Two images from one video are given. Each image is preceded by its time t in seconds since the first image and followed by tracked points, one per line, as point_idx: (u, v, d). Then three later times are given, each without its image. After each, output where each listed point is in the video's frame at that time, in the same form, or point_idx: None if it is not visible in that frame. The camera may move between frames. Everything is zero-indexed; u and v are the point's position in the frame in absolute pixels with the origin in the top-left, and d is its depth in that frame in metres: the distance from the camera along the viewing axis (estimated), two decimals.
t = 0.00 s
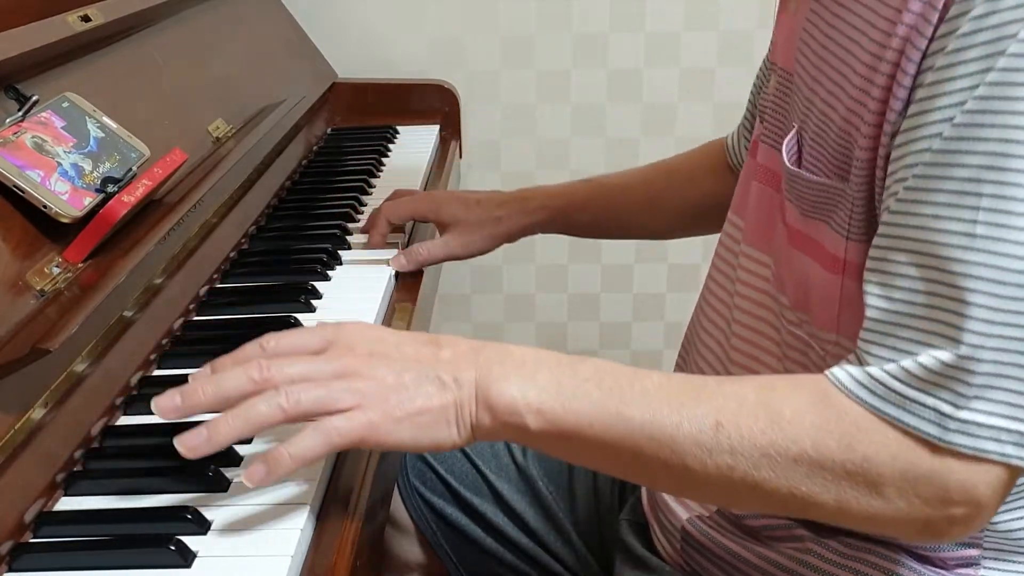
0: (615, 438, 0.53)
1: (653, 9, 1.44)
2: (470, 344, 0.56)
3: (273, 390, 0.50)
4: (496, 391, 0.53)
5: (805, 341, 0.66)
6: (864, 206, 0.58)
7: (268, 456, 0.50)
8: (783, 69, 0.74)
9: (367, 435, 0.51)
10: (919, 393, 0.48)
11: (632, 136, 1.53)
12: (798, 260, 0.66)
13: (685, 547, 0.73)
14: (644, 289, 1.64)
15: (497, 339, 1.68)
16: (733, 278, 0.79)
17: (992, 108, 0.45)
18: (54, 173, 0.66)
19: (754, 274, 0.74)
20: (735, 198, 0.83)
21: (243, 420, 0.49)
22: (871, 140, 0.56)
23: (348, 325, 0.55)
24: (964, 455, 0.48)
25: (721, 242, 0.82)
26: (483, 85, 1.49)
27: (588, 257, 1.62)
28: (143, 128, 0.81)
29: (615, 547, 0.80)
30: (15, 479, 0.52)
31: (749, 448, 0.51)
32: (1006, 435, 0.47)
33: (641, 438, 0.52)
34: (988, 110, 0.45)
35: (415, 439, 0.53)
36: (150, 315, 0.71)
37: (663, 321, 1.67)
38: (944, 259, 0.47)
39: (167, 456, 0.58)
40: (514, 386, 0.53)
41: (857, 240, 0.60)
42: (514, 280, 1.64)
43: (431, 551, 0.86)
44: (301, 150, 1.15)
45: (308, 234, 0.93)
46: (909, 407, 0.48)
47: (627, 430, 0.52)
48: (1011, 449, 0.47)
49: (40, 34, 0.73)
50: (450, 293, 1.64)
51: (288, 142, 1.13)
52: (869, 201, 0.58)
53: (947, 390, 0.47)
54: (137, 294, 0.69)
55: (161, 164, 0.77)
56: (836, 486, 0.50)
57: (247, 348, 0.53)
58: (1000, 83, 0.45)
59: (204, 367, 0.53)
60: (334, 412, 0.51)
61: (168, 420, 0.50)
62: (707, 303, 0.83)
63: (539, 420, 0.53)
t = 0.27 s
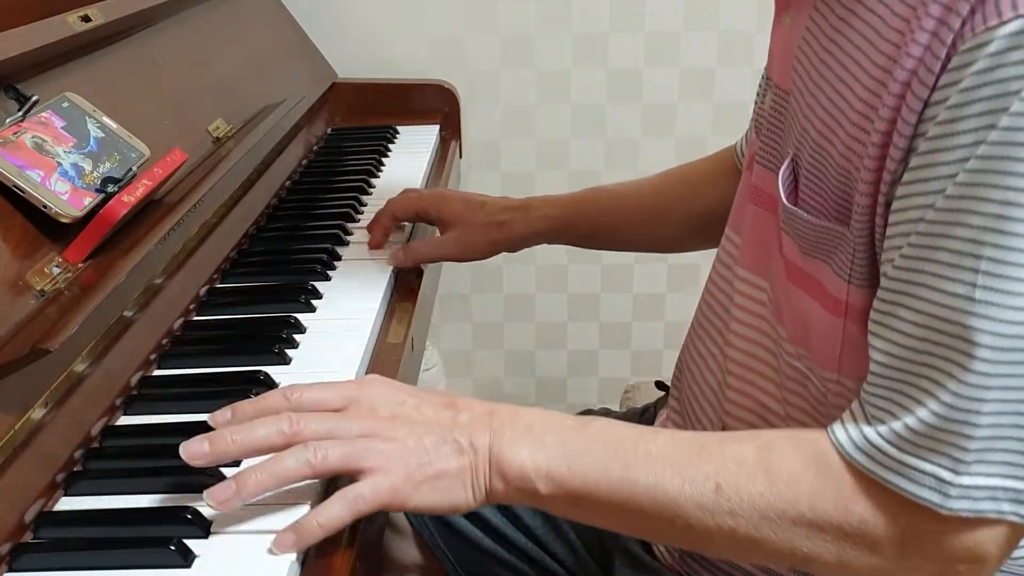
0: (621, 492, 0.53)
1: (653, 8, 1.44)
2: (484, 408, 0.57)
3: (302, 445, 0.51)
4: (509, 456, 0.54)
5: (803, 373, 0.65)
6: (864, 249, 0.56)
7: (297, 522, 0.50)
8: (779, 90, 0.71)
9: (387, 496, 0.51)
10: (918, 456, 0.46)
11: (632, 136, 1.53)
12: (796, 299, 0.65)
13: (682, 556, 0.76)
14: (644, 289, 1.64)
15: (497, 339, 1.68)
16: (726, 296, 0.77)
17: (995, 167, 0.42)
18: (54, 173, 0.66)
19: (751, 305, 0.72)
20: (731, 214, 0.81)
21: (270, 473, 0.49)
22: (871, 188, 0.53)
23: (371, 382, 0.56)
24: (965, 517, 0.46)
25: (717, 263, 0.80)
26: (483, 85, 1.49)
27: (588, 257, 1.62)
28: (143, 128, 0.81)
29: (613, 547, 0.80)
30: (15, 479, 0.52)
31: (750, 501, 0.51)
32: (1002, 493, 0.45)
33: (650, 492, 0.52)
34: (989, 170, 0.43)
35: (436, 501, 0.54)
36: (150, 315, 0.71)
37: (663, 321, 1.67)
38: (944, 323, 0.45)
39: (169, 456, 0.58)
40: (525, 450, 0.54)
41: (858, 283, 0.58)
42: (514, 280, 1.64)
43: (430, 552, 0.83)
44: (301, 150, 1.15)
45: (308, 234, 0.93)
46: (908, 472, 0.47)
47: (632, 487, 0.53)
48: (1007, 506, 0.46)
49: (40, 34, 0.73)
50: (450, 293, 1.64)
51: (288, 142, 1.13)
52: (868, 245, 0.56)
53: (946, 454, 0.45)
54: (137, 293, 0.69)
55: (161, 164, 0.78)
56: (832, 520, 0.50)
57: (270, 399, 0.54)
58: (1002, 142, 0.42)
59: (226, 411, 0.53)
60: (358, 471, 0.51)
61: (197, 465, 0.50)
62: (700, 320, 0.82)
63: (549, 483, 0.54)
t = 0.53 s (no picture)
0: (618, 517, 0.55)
1: (653, 8, 1.44)
2: (492, 429, 0.59)
3: (309, 463, 0.52)
4: (512, 482, 0.56)
5: (802, 408, 0.64)
6: (865, 287, 0.55)
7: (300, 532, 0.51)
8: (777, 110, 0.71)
9: (398, 516, 0.53)
10: (915, 506, 0.47)
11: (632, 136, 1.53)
12: (794, 333, 0.64)
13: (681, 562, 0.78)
14: (644, 289, 1.64)
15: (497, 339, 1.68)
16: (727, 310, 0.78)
17: (988, 224, 0.42)
18: (54, 173, 0.66)
19: (750, 333, 0.72)
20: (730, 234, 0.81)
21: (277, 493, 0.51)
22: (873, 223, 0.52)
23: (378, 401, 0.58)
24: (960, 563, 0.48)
25: (717, 281, 0.81)
26: (483, 85, 1.49)
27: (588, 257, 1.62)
28: (143, 128, 0.81)
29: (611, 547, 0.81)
30: (15, 479, 0.52)
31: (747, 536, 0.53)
32: (995, 537, 0.47)
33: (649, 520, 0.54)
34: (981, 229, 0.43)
35: (439, 522, 0.55)
36: (150, 315, 0.71)
37: (663, 321, 1.67)
38: (939, 378, 0.45)
39: (168, 455, 0.58)
40: (527, 476, 0.56)
41: (860, 322, 0.57)
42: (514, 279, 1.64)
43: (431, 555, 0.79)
44: (301, 150, 1.15)
45: (308, 234, 0.93)
46: (906, 522, 0.48)
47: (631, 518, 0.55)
48: (999, 549, 0.47)
49: (40, 34, 0.73)
50: (450, 293, 1.64)
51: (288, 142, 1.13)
52: (869, 283, 0.55)
53: (942, 505, 0.46)
54: (137, 293, 0.69)
55: (161, 164, 0.78)
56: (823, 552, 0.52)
57: (280, 416, 0.55)
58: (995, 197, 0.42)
59: (235, 429, 0.55)
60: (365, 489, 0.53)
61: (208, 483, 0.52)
62: (704, 342, 0.83)
63: (551, 510, 0.56)
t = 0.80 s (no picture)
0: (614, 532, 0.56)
1: (653, 8, 1.44)
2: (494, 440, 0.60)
3: (315, 470, 0.53)
4: (511, 495, 0.57)
5: (793, 428, 0.64)
6: (847, 312, 0.55)
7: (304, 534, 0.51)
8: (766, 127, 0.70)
9: (400, 526, 0.54)
10: (897, 541, 0.48)
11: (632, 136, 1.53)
12: (781, 354, 0.64)
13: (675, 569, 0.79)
14: (644, 289, 1.64)
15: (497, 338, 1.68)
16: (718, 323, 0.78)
17: (959, 264, 0.43)
18: (54, 173, 0.66)
19: (741, 351, 0.72)
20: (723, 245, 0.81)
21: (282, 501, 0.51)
22: (853, 248, 0.52)
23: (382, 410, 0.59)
24: None
25: (711, 298, 0.81)
26: (484, 85, 1.49)
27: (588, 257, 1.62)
28: (143, 128, 0.81)
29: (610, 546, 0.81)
30: (15, 479, 0.52)
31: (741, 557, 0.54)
32: (971, 561, 0.49)
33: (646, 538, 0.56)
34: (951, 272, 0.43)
35: (439, 532, 0.56)
36: (150, 315, 0.71)
37: (663, 321, 1.67)
38: (918, 417, 0.46)
39: (169, 454, 0.58)
40: (527, 491, 0.58)
41: (844, 346, 0.57)
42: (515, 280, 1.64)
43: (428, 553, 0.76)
44: (301, 150, 1.15)
45: (308, 234, 0.93)
46: (890, 557, 0.49)
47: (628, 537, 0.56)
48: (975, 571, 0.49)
49: (40, 34, 0.73)
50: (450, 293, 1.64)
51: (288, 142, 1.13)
52: (851, 307, 0.55)
53: (923, 539, 0.47)
54: (137, 293, 0.69)
55: (161, 164, 0.78)
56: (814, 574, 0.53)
57: (286, 422, 0.55)
58: (965, 239, 0.43)
59: (241, 435, 0.55)
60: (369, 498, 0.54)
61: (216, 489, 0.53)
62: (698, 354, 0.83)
63: (550, 525, 0.58)
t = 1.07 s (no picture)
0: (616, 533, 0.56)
1: (653, 8, 1.44)
2: (495, 439, 0.60)
3: (315, 475, 0.53)
4: (512, 496, 0.58)
5: (790, 428, 0.64)
6: (846, 311, 0.55)
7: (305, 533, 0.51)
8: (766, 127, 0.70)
9: (401, 526, 0.54)
10: (891, 542, 0.48)
11: (632, 135, 1.53)
12: (779, 355, 0.64)
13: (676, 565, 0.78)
14: (644, 289, 1.64)
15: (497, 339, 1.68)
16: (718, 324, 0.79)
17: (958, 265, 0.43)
18: (54, 173, 0.66)
19: (739, 348, 0.72)
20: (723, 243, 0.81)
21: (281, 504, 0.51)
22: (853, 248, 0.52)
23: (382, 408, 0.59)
24: None
25: (710, 298, 0.81)
26: (484, 85, 1.49)
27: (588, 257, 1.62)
28: (143, 128, 0.81)
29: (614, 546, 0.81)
30: (15, 479, 0.52)
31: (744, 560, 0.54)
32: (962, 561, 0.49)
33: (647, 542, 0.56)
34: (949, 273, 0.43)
35: (439, 530, 0.56)
36: (149, 316, 0.71)
37: (663, 322, 1.67)
38: (915, 416, 0.46)
39: (167, 455, 0.58)
40: (528, 491, 0.58)
41: (843, 345, 0.57)
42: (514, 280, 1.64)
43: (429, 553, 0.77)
44: (301, 150, 1.15)
45: (308, 234, 0.93)
46: (885, 557, 0.49)
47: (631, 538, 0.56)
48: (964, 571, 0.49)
49: (40, 34, 0.73)
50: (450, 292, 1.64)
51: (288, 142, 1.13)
52: (851, 307, 0.55)
53: (917, 541, 0.47)
54: (137, 293, 0.69)
55: (161, 164, 0.78)
56: None
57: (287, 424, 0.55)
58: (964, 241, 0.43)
59: (243, 439, 0.55)
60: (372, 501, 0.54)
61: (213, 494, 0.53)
62: (699, 352, 0.83)
63: (551, 524, 0.58)
